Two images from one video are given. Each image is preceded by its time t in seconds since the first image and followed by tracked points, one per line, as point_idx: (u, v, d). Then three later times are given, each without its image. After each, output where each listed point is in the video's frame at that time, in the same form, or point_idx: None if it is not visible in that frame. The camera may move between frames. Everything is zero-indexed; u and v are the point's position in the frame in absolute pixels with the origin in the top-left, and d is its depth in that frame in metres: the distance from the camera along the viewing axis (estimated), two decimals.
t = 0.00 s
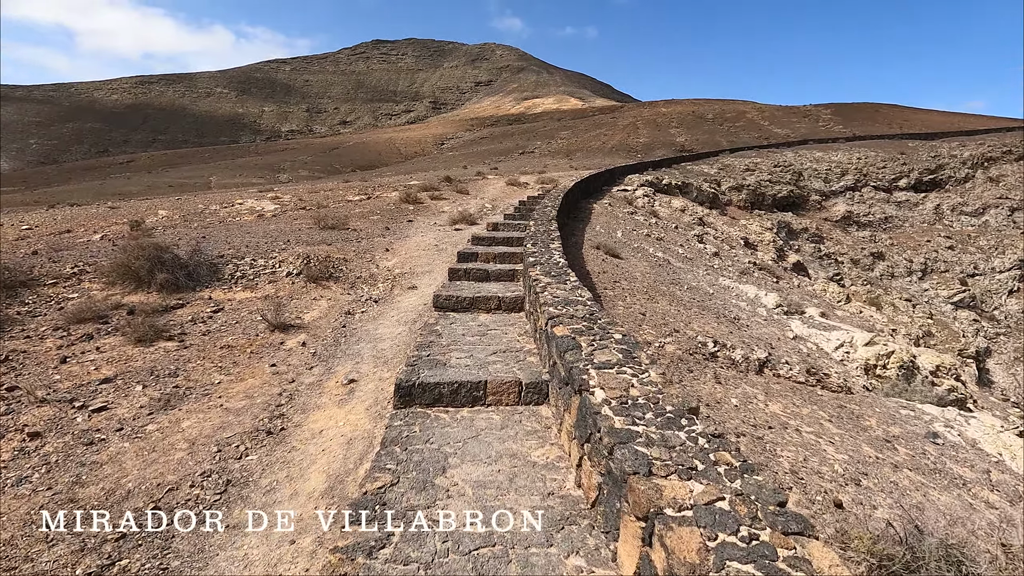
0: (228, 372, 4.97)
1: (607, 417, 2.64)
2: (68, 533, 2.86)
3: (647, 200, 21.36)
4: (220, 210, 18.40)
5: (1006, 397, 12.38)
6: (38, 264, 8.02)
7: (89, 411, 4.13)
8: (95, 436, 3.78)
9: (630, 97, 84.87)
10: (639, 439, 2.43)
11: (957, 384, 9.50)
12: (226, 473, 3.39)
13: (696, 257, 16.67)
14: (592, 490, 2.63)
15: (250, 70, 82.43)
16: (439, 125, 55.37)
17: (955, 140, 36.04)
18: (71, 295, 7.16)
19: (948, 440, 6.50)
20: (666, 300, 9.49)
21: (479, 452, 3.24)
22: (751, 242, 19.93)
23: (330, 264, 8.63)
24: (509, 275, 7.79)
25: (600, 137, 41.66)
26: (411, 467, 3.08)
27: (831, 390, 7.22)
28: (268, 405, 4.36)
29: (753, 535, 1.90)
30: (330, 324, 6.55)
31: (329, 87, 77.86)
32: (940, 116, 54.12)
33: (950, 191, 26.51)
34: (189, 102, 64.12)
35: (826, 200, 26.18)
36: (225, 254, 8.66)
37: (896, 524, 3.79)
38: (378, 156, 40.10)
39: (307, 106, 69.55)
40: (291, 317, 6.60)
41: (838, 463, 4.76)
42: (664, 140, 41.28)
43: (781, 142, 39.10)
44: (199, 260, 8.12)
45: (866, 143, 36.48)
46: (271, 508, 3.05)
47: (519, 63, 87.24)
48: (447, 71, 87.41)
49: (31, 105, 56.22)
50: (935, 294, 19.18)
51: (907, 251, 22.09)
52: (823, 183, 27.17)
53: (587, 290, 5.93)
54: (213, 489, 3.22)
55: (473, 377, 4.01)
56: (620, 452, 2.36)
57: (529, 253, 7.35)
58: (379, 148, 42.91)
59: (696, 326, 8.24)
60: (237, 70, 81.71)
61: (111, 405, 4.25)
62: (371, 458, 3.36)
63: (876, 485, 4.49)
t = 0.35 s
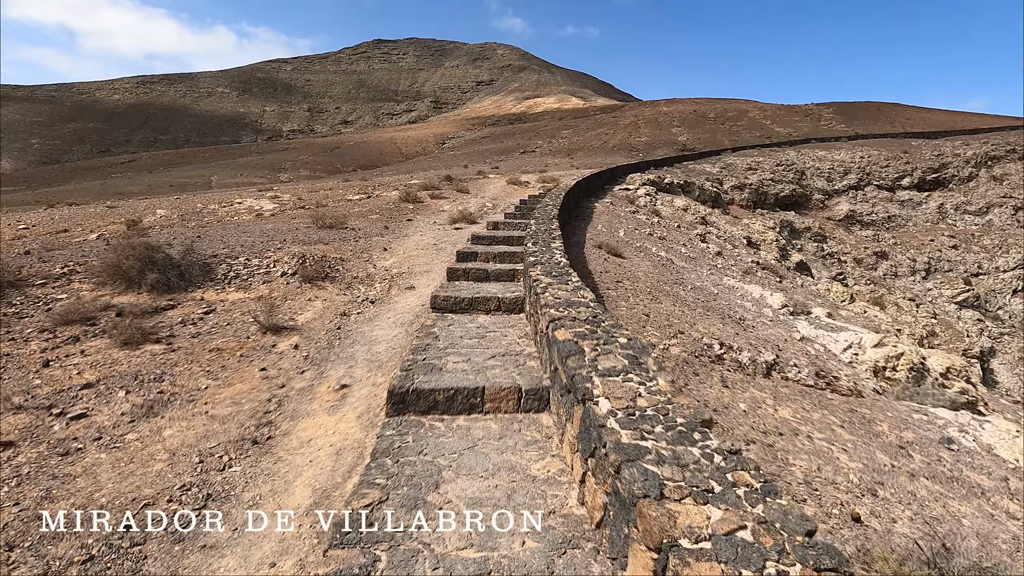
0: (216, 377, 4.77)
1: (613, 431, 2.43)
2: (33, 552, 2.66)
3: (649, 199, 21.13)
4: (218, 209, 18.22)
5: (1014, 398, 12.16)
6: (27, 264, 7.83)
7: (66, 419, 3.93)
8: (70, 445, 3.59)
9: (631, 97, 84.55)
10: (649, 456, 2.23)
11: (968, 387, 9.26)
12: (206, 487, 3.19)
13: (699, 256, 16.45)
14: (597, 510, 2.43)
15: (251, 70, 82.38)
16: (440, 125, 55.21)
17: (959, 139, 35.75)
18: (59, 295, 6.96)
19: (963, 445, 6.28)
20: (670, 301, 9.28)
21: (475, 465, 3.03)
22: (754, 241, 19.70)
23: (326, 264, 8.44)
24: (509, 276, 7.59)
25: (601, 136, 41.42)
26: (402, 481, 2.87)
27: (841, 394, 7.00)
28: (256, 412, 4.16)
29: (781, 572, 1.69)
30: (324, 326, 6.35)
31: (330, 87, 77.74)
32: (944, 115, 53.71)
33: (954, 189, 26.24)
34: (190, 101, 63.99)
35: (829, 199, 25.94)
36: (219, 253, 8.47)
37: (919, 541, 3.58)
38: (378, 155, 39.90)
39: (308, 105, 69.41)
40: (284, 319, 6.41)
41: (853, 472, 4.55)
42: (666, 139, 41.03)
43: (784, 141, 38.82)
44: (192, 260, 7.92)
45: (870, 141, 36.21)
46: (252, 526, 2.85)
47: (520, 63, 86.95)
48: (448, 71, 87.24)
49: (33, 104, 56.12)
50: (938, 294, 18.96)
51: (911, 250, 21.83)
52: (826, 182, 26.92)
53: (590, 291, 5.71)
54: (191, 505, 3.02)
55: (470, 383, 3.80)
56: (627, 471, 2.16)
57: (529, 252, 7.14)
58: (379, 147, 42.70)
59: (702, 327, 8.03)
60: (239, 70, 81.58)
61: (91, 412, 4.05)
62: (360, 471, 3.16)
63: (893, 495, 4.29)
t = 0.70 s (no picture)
0: (203, 388, 4.56)
1: (624, 460, 2.22)
2: None
3: (651, 199, 20.91)
4: (217, 210, 18.02)
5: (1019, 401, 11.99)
6: (15, 267, 7.61)
7: (42, 435, 3.74)
8: (44, 464, 3.39)
9: (631, 97, 84.27)
10: (664, 491, 2.02)
11: (979, 392, 9.02)
12: (186, 511, 2.99)
13: (702, 257, 16.25)
14: (606, 547, 2.23)
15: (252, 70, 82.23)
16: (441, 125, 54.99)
17: (961, 138, 35.48)
18: (47, 300, 6.75)
19: (981, 456, 6.06)
20: (674, 304, 9.06)
21: (473, 489, 2.83)
22: (757, 241, 19.48)
23: (322, 267, 8.23)
24: (509, 279, 7.37)
25: (602, 135, 41.18)
26: (394, 508, 2.67)
27: (852, 402, 6.78)
28: (243, 427, 3.95)
29: None
30: (318, 333, 6.12)
31: (331, 87, 77.62)
32: (946, 114, 53.39)
33: (956, 189, 25.96)
34: (191, 101, 63.83)
35: (831, 199, 25.69)
36: (212, 256, 8.26)
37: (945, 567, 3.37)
38: (379, 155, 39.72)
39: (308, 105, 69.25)
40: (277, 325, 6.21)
41: (871, 489, 4.33)
42: (667, 138, 40.80)
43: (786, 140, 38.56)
44: (184, 263, 7.72)
45: (872, 141, 35.92)
46: (231, 557, 2.65)
47: (520, 62, 86.72)
48: (449, 70, 87.05)
49: (33, 104, 55.98)
50: (941, 294, 18.77)
51: (914, 250, 21.56)
52: (828, 182, 26.68)
53: (594, 297, 5.49)
54: (167, 534, 2.82)
55: (469, 398, 3.59)
56: (641, 510, 1.95)
57: (530, 255, 6.92)
58: (380, 147, 42.51)
59: (707, 331, 7.82)
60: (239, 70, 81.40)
61: (68, 427, 3.85)
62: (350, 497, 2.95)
63: (915, 514, 4.08)
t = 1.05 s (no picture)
0: (192, 397, 4.36)
1: (643, 489, 2.03)
2: None
3: (653, 200, 20.73)
4: (215, 210, 17.87)
5: None
6: (5, 269, 7.43)
7: (20, 449, 3.54)
8: (20, 482, 3.20)
9: (632, 97, 84.25)
10: (691, 527, 1.82)
11: (992, 397, 8.79)
12: (168, 535, 2.79)
13: (705, 258, 16.06)
14: None
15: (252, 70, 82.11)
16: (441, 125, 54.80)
17: (964, 138, 35.19)
18: (36, 303, 6.56)
19: (1000, 466, 5.85)
20: (679, 307, 8.86)
21: (476, 513, 2.63)
22: (759, 242, 19.24)
23: (320, 269, 8.03)
24: (512, 282, 7.17)
25: (603, 135, 40.99)
26: (390, 534, 2.47)
27: (865, 409, 6.57)
28: (233, 440, 3.75)
29: None
30: (314, 338, 5.93)
31: (331, 87, 77.51)
32: (947, 114, 53.19)
33: (958, 189, 25.71)
34: (192, 101, 63.77)
35: (833, 199, 25.45)
36: (207, 257, 8.07)
37: None
38: (379, 155, 39.57)
39: (309, 105, 69.10)
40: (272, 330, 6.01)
41: (892, 504, 4.13)
42: (668, 139, 40.59)
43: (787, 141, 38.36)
44: (178, 265, 7.52)
45: (875, 141, 35.70)
46: None
47: (520, 63, 86.55)
48: (449, 71, 86.85)
49: (34, 104, 55.88)
50: (944, 295, 18.50)
51: (915, 252, 21.28)
52: (830, 182, 26.47)
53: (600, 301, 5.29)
54: (147, 560, 2.62)
55: (471, 411, 3.40)
56: (666, 548, 1.76)
57: (533, 257, 6.72)
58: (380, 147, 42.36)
59: (714, 336, 7.62)
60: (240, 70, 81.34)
61: (48, 440, 3.65)
62: (344, 519, 2.75)
63: (940, 532, 3.88)
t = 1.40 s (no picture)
0: (182, 403, 4.14)
1: (674, 513, 1.83)
2: None
3: (655, 199, 20.52)
4: (214, 210, 17.65)
5: None
6: None
7: None
8: None
9: (632, 97, 84.07)
10: (733, 562, 1.62)
11: (1007, 400, 8.55)
12: (150, 556, 2.58)
13: (709, 257, 15.86)
14: None
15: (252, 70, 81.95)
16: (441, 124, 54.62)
17: (965, 138, 34.99)
18: (24, 303, 6.33)
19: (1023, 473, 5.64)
20: (686, 307, 8.65)
21: (483, 533, 2.42)
22: (761, 241, 19.01)
23: (318, 269, 7.82)
24: (515, 282, 6.96)
25: (604, 135, 40.79)
26: (390, 559, 2.25)
27: (881, 413, 6.35)
28: (224, 448, 3.54)
29: None
30: (311, 340, 5.72)
31: (331, 87, 77.34)
32: (949, 114, 52.92)
33: (960, 189, 25.52)
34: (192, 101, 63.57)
35: (835, 199, 25.23)
36: (202, 257, 7.86)
37: None
38: (380, 155, 39.39)
39: (309, 105, 68.91)
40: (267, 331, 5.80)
41: (921, 516, 3.93)
42: (669, 138, 40.40)
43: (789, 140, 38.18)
44: (171, 264, 7.31)
45: (876, 141, 35.53)
46: None
47: (520, 62, 86.35)
48: (449, 71, 86.67)
49: (33, 104, 55.65)
50: (946, 295, 18.22)
51: (917, 252, 21.05)
52: (832, 182, 26.24)
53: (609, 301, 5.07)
54: None
55: (476, 419, 3.18)
56: None
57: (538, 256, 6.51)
58: (380, 147, 42.16)
59: (723, 337, 7.41)
60: (240, 69, 81.12)
61: (26, 449, 3.44)
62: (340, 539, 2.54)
63: (973, 547, 3.70)
